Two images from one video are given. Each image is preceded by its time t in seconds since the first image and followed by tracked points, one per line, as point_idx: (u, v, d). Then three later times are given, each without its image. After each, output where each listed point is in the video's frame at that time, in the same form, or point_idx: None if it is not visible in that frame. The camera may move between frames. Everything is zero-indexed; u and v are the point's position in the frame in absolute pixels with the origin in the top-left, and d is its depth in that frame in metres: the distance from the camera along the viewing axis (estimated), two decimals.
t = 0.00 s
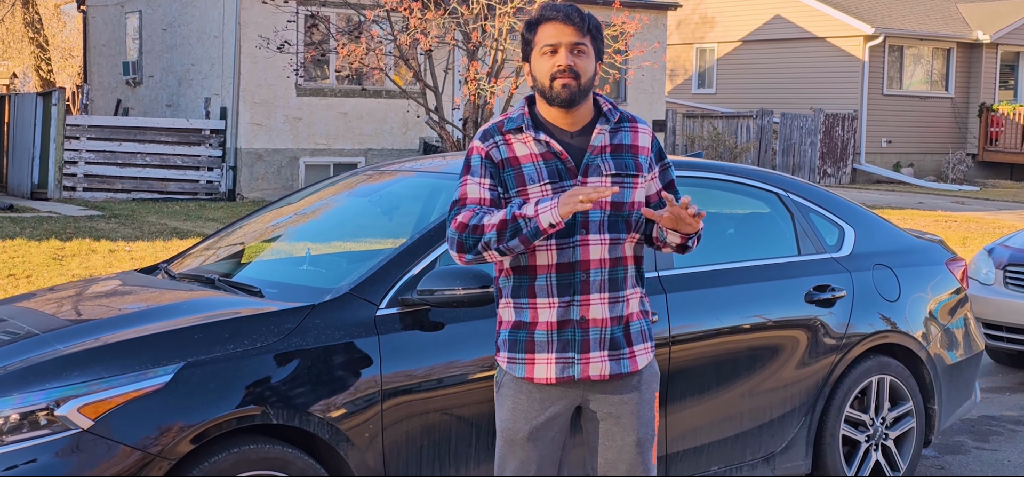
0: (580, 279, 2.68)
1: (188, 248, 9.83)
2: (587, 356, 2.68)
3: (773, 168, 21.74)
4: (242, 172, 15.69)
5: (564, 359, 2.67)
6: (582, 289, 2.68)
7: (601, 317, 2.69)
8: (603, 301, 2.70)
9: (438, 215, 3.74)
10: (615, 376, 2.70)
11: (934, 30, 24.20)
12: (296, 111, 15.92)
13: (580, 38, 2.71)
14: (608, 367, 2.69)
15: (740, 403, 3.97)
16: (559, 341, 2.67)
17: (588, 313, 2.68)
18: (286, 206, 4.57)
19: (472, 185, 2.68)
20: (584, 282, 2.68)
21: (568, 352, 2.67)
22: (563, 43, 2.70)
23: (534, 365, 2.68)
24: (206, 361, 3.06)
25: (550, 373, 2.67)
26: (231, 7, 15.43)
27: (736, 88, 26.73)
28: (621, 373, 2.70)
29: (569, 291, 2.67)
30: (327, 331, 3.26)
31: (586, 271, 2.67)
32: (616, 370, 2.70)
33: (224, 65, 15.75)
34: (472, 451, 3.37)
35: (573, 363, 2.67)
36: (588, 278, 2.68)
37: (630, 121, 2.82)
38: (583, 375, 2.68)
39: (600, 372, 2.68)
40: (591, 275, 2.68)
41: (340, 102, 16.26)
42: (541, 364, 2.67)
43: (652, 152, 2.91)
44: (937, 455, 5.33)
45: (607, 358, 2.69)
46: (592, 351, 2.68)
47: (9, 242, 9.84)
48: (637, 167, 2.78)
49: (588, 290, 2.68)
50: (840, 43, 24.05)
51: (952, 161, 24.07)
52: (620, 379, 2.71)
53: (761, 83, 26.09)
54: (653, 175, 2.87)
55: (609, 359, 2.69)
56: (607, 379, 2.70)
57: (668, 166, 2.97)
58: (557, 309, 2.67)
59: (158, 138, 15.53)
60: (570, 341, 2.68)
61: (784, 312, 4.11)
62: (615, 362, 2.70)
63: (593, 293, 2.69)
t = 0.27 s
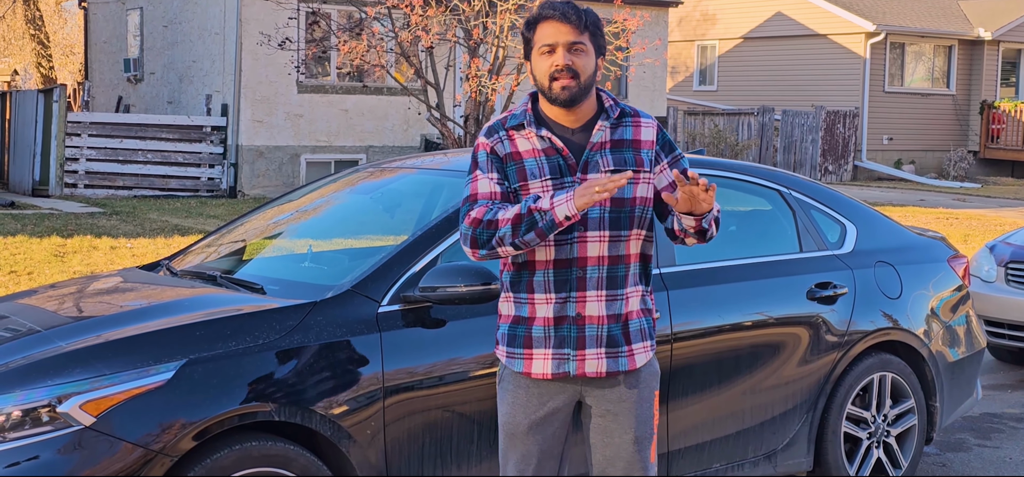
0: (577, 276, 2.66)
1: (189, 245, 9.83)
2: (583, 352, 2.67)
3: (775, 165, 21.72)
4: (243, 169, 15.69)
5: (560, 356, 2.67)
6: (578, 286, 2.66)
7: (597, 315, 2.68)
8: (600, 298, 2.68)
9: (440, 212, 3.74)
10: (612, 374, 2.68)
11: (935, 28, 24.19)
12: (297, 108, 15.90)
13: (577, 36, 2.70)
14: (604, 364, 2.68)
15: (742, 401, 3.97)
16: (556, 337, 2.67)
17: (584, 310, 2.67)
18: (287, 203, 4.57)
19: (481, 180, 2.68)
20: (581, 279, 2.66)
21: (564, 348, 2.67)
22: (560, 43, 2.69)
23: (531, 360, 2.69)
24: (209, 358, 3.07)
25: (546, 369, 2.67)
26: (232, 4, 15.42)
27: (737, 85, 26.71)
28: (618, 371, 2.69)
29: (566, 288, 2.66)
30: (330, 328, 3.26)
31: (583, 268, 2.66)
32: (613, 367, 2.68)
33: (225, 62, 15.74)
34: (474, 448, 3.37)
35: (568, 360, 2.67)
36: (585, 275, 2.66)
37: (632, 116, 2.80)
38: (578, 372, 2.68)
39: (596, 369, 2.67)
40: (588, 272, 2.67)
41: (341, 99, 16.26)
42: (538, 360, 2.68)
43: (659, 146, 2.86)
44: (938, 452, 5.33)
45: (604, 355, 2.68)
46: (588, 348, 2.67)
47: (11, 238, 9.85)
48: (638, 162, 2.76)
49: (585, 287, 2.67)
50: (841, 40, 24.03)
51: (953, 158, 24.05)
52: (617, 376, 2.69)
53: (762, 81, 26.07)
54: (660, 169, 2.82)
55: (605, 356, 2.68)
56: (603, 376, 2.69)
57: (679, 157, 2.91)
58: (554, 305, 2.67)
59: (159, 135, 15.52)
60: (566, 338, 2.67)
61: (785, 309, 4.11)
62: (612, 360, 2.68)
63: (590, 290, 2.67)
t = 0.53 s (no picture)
0: (568, 276, 2.68)
1: (189, 242, 9.82)
2: (575, 352, 2.67)
3: (776, 163, 21.71)
4: (243, 166, 15.68)
5: (554, 354, 2.68)
6: (569, 286, 2.68)
7: (591, 314, 2.67)
8: (592, 298, 2.67)
9: (441, 209, 3.74)
10: (606, 373, 2.67)
11: (936, 25, 24.18)
12: (298, 105, 15.89)
13: (578, 40, 2.70)
14: (598, 364, 2.66)
15: (742, 398, 3.97)
16: (552, 336, 2.69)
17: (576, 309, 2.68)
18: (287, 200, 4.56)
19: (466, 189, 2.82)
20: (572, 279, 2.67)
21: (558, 347, 2.68)
22: (561, 46, 2.69)
23: (528, 357, 2.71)
24: (210, 355, 3.06)
25: (541, 367, 2.69)
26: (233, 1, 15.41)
27: (738, 83, 26.67)
28: (614, 371, 2.67)
29: (558, 287, 2.68)
30: (331, 325, 3.26)
31: (573, 268, 2.67)
32: (608, 367, 2.66)
33: (226, 59, 15.72)
34: (476, 445, 3.37)
35: (562, 359, 2.67)
36: (577, 275, 2.67)
37: (632, 116, 2.78)
38: (571, 371, 2.67)
39: (590, 369, 2.66)
40: (580, 272, 2.67)
41: (342, 96, 16.26)
42: (535, 357, 2.70)
43: (661, 146, 2.82)
44: (939, 449, 5.33)
45: (598, 355, 2.67)
46: (581, 347, 2.67)
47: (11, 236, 9.83)
48: (634, 163, 2.74)
49: (576, 287, 2.67)
50: (842, 38, 24.01)
51: (954, 155, 24.06)
52: (613, 376, 2.68)
53: (762, 78, 26.04)
54: (660, 170, 2.80)
55: (599, 356, 2.66)
56: (597, 376, 2.68)
57: (679, 160, 2.86)
58: (549, 304, 2.69)
59: (159, 131, 15.50)
60: (560, 336, 2.68)
61: (786, 306, 4.11)
62: (607, 359, 2.66)
63: (582, 289, 2.68)
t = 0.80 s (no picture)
0: (561, 275, 2.66)
1: (189, 240, 9.82)
2: (571, 350, 2.66)
3: (775, 161, 21.72)
4: (243, 164, 15.67)
5: (550, 353, 2.68)
6: (563, 285, 2.66)
7: (585, 313, 2.66)
8: (586, 297, 2.66)
9: (441, 207, 3.74)
10: (601, 372, 2.65)
11: (936, 23, 24.17)
12: (298, 103, 15.89)
13: (586, 37, 2.69)
14: (593, 363, 2.65)
15: (742, 396, 3.97)
16: (548, 334, 2.68)
17: (571, 308, 2.66)
18: (288, 198, 4.57)
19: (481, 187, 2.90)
20: (566, 278, 2.66)
21: (553, 346, 2.67)
22: (568, 42, 2.69)
23: (526, 355, 2.72)
24: (210, 352, 3.06)
25: (537, 365, 2.69)
26: None
27: (738, 81, 26.67)
28: (609, 370, 2.65)
29: (552, 286, 2.67)
30: (331, 323, 3.25)
31: (567, 267, 2.66)
32: (603, 366, 2.65)
33: (226, 57, 15.71)
34: (476, 443, 3.37)
35: (557, 357, 2.67)
36: (569, 274, 2.66)
37: (629, 116, 2.75)
38: (566, 370, 2.67)
39: (585, 368, 2.65)
40: (573, 271, 2.66)
41: (341, 94, 16.25)
42: (532, 355, 2.70)
43: (660, 146, 2.77)
44: (939, 447, 5.32)
45: (593, 354, 2.65)
46: (576, 346, 2.66)
47: (11, 234, 9.82)
48: (628, 163, 2.70)
49: (570, 286, 2.66)
50: (842, 36, 24.01)
51: (954, 154, 24.05)
52: (609, 375, 2.66)
53: (762, 76, 26.03)
54: (657, 172, 2.75)
55: (595, 355, 2.65)
56: (593, 374, 2.66)
57: (680, 162, 2.80)
58: (545, 303, 2.68)
59: (159, 130, 15.51)
60: (555, 335, 2.68)
61: (786, 305, 4.10)
62: (602, 359, 2.65)
63: (576, 288, 2.66)
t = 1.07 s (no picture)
0: (554, 273, 2.67)
1: (188, 239, 9.82)
2: (561, 348, 2.67)
3: (774, 160, 21.73)
4: (242, 163, 15.66)
5: (541, 350, 2.69)
6: (556, 282, 2.67)
7: (576, 312, 2.66)
8: (578, 297, 2.65)
9: (439, 207, 3.74)
10: (591, 372, 2.65)
11: (935, 23, 24.18)
12: (296, 103, 15.88)
13: (592, 39, 2.70)
14: (583, 362, 2.65)
15: (740, 395, 3.97)
16: (540, 332, 2.69)
17: (562, 306, 2.67)
18: (285, 197, 4.56)
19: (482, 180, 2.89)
20: (559, 276, 2.67)
21: (544, 343, 2.68)
22: (572, 44, 2.69)
23: (518, 352, 2.72)
24: (207, 352, 3.06)
25: (529, 362, 2.70)
26: None
27: (736, 80, 26.67)
28: (599, 370, 2.65)
29: (545, 283, 2.68)
30: (328, 322, 3.25)
31: (560, 265, 2.66)
32: (593, 366, 2.65)
33: (224, 56, 15.70)
34: (473, 443, 3.37)
35: (547, 355, 2.68)
36: (562, 272, 2.66)
37: (632, 118, 2.74)
38: (556, 368, 2.67)
39: (574, 366, 2.66)
40: (566, 269, 2.66)
41: (340, 93, 16.25)
42: (524, 353, 2.71)
43: (662, 150, 2.74)
44: (937, 447, 5.33)
45: (583, 353, 2.65)
46: (567, 344, 2.66)
47: (10, 233, 9.81)
48: (627, 165, 2.70)
49: (562, 284, 2.66)
50: (840, 35, 24.02)
51: (953, 153, 24.07)
52: (598, 375, 2.66)
53: (761, 75, 26.04)
54: (659, 175, 2.73)
55: (585, 354, 2.65)
56: (583, 374, 2.66)
57: (685, 166, 2.77)
58: (537, 299, 2.69)
59: (158, 129, 15.52)
60: (547, 333, 2.69)
61: (784, 304, 4.11)
62: (592, 358, 2.65)
63: (568, 287, 2.66)
